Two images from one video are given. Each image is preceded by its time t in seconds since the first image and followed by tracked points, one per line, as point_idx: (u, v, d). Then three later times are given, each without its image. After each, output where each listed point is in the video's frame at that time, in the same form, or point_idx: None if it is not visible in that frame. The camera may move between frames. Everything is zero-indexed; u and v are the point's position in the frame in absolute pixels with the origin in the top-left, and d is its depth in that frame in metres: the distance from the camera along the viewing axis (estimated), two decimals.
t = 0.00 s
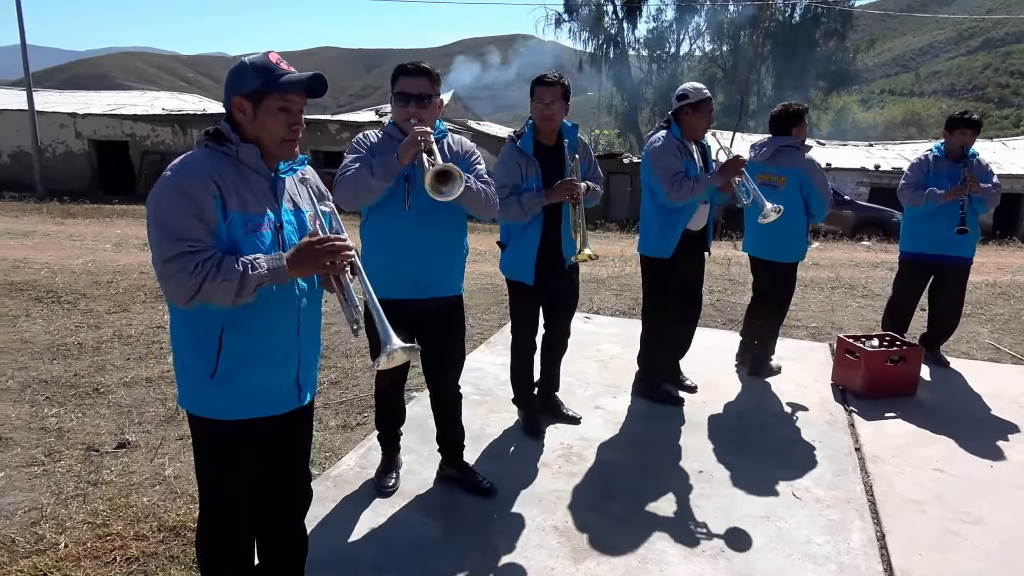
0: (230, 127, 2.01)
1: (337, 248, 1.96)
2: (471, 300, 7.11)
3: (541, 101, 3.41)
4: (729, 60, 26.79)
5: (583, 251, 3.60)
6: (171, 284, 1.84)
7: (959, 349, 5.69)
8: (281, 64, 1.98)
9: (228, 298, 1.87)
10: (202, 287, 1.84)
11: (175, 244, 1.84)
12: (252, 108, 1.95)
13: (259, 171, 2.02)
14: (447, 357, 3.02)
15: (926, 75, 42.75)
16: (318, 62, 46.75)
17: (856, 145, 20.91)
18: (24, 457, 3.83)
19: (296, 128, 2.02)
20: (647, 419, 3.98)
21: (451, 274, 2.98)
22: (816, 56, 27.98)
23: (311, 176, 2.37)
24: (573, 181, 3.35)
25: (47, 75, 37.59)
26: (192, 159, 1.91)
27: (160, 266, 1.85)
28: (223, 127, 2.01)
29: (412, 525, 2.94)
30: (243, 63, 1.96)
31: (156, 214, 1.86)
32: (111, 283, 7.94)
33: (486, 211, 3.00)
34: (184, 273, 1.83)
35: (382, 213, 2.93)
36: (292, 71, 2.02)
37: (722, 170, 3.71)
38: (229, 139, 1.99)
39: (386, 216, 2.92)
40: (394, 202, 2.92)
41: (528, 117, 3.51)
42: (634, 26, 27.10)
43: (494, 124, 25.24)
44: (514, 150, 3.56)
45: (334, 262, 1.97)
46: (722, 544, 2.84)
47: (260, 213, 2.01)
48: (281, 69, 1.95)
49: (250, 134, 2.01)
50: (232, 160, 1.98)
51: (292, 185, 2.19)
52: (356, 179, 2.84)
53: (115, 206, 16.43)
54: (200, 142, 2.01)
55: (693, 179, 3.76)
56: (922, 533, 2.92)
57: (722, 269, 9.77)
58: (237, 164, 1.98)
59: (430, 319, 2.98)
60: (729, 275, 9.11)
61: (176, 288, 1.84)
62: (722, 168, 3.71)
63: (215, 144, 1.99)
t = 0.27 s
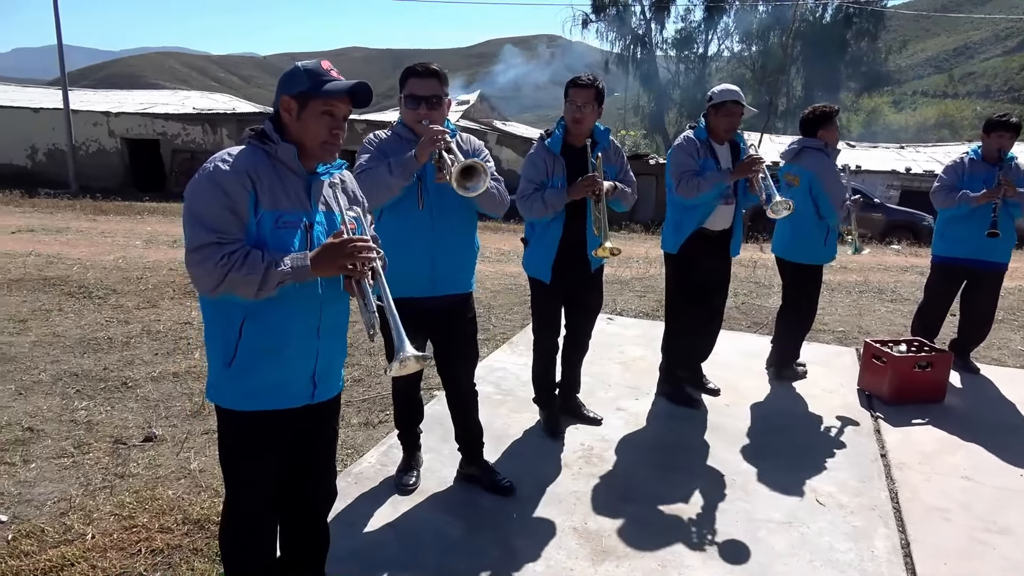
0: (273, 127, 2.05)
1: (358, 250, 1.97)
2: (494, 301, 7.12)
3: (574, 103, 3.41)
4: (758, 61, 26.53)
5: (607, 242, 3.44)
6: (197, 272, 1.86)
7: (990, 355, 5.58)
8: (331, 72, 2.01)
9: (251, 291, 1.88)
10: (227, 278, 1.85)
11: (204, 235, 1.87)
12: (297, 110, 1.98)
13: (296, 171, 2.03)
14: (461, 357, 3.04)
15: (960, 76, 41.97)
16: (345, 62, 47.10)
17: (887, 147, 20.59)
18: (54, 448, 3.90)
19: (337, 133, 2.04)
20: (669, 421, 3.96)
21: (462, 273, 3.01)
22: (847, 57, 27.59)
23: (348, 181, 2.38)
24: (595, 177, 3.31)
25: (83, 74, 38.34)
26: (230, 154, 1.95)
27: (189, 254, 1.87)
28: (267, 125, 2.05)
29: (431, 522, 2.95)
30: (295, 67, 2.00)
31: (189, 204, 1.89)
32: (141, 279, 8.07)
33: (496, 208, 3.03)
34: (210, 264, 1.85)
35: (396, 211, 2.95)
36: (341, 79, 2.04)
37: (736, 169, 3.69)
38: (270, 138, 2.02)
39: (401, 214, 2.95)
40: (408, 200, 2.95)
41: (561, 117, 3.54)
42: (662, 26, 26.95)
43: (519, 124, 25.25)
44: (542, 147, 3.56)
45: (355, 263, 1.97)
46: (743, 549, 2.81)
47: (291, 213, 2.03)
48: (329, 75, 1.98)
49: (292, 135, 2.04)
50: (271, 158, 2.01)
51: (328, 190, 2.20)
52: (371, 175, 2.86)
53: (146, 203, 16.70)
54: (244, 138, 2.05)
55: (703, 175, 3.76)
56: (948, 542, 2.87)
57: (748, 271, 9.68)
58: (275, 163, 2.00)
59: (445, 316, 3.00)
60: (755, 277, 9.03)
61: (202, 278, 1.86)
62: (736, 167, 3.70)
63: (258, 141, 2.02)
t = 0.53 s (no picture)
0: (286, 127, 2.06)
1: (384, 238, 2.01)
2: (503, 301, 7.13)
3: (579, 103, 3.41)
4: (771, 62, 26.40)
5: (621, 225, 3.43)
6: (227, 265, 1.87)
7: (1003, 359, 5.53)
8: (341, 71, 2.02)
9: (282, 283, 1.90)
10: (258, 270, 1.86)
11: (230, 229, 1.88)
12: (308, 109, 1.99)
13: (309, 169, 2.05)
14: (469, 357, 3.04)
15: (976, 78, 41.63)
16: (357, 62, 47.23)
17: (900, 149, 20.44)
18: (66, 444, 3.95)
19: (348, 132, 2.04)
20: (677, 421, 3.95)
21: (468, 271, 3.02)
22: (861, 59, 27.41)
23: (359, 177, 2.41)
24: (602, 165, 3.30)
25: (99, 74, 38.65)
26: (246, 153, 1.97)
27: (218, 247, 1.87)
28: (279, 126, 2.06)
29: (439, 521, 2.96)
30: (307, 66, 2.02)
31: (214, 199, 1.90)
32: (154, 277, 8.13)
33: (503, 207, 3.05)
34: (240, 256, 1.86)
35: (404, 211, 2.96)
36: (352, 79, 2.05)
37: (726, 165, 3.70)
38: (283, 138, 2.03)
39: (409, 214, 2.96)
40: (416, 200, 2.96)
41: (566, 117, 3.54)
42: (675, 27, 26.86)
43: (531, 124, 25.24)
44: (548, 147, 3.56)
45: (381, 250, 2.01)
46: (750, 551, 2.80)
47: (307, 212, 2.04)
48: (340, 75, 1.99)
49: (304, 135, 2.05)
50: (284, 158, 2.02)
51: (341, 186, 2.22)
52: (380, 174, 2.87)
53: (159, 202, 16.81)
54: (257, 138, 2.07)
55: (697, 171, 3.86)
56: (957, 546, 2.85)
57: (759, 273, 9.64)
58: (288, 161, 2.02)
59: (451, 314, 3.00)
60: (766, 279, 8.99)
61: (232, 271, 1.87)
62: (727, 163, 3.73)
63: (271, 141, 2.04)
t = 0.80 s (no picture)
0: (279, 127, 2.08)
1: (398, 204, 2.00)
2: (510, 302, 7.14)
3: (581, 110, 3.43)
4: (778, 64, 26.35)
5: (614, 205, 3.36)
6: (244, 253, 1.87)
7: (1010, 362, 5.52)
8: (329, 69, 2.04)
9: (302, 265, 1.90)
10: (276, 254, 1.87)
11: (243, 217, 1.89)
12: (299, 107, 2.01)
13: (305, 167, 2.07)
14: (474, 359, 3.06)
15: (984, 80, 41.47)
16: (365, 64, 47.33)
17: (908, 152, 20.37)
18: (75, 443, 3.97)
19: (340, 128, 2.06)
20: (682, 423, 3.96)
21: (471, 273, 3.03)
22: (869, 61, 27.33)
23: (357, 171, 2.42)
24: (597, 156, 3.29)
25: (108, 76, 38.85)
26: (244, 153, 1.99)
27: (234, 237, 1.87)
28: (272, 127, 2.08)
29: (444, 521, 2.98)
30: (295, 66, 2.04)
31: (224, 195, 1.91)
32: (162, 278, 8.17)
33: (507, 208, 3.08)
34: (255, 241, 1.86)
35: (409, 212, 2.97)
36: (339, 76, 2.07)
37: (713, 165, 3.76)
38: (277, 138, 2.05)
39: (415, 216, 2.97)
40: (421, 202, 2.98)
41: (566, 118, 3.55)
42: (682, 29, 26.84)
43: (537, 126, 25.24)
44: (547, 150, 3.58)
45: (397, 216, 2.00)
46: (755, 552, 2.81)
47: (308, 206, 2.06)
48: (327, 73, 2.02)
49: (297, 134, 2.07)
50: (280, 157, 2.04)
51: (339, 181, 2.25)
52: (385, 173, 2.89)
53: (167, 203, 16.89)
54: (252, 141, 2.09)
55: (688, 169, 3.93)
56: (963, 548, 2.85)
57: (765, 275, 9.63)
58: (285, 160, 2.04)
59: (456, 317, 3.01)
60: (772, 282, 8.98)
61: (248, 258, 1.87)
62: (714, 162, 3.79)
63: (265, 142, 2.05)
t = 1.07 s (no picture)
0: (270, 128, 2.09)
1: (397, 172, 2.02)
2: (511, 304, 7.15)
3: (589, 111, 3.43)
4: (780, 66, 26.36)
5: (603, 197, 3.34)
6: (251, 241, 1.86)
7: (1012, 363, 5.51)
8: (317, 69, 2.04)
9: (311, 245, 1.89)
10: (283, 238, 1.86)
11: (244, 208, 1.88)
12: (288, 109, 2.01)
13: (297, 166, 2.09)
14: (475, 361, 3.07)
15: (986, 82, 41.44)
16: (367, 66, 47.40)
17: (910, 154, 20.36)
18: (77, 444, 3.98)
19: (330, 128, 2.07)
20: (683, 424, 3.96)
21: (472, 273, 3.03)
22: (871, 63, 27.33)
23: (348, 164, 2.43)
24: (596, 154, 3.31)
25: (112, 78, 38.92)
26: (236, 155, 1.99)
27: (238, 227, 1.86)
28: (261, 128, 2.09)
29: (446, 521, 2.98)
30: (283, 67, 2.04)
31: (223, 192, 1.91)
32: (164, 280, 8.19)
33: (506, 208, 3.07)
34: (260, 226, 1.86)
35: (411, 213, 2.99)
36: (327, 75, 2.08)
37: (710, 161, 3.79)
38: (268, 139, 2.06)
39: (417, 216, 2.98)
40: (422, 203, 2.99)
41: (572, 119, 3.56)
42: (684, 31, 26.85)
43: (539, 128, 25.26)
44: (553, 148, 3.59)
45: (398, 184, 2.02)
46: (757, 553, 2.81)
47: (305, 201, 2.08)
48: (315, 72, 2.02)
49: (288, 135, 2.08)
50: (271, 158, 2.04)
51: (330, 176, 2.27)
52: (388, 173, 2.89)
53: (170, 205, 16.91)
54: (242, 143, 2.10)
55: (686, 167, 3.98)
56: (964, 549, 2.85)
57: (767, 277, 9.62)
58: (277, 161, 2.05)
59: (458, 318, 3.02)
60: (773, 283, 8.98)
61: (254, 244, 1.86)
62: (712, 158, 3.83)
63: (255, 144, 2.06)
